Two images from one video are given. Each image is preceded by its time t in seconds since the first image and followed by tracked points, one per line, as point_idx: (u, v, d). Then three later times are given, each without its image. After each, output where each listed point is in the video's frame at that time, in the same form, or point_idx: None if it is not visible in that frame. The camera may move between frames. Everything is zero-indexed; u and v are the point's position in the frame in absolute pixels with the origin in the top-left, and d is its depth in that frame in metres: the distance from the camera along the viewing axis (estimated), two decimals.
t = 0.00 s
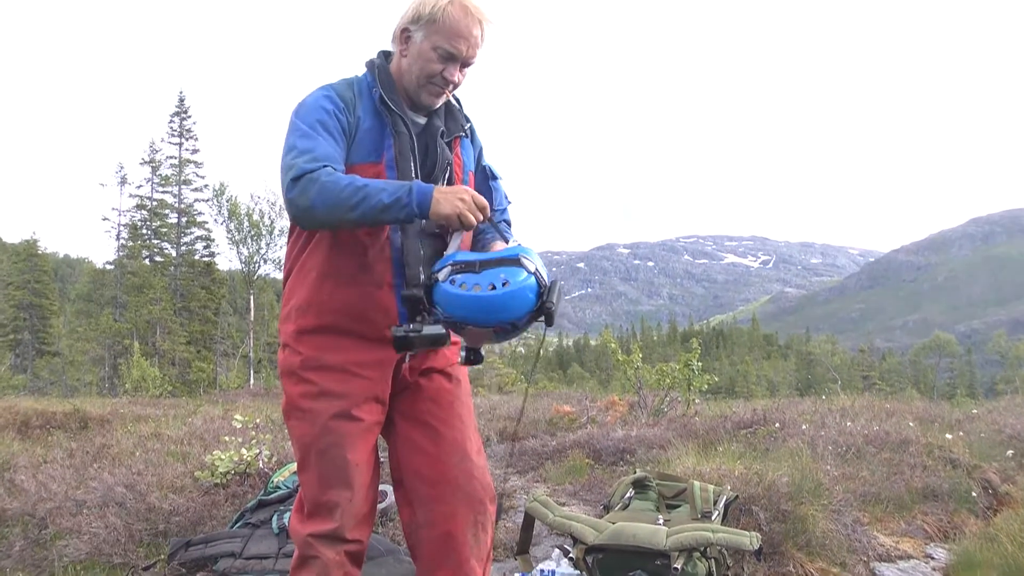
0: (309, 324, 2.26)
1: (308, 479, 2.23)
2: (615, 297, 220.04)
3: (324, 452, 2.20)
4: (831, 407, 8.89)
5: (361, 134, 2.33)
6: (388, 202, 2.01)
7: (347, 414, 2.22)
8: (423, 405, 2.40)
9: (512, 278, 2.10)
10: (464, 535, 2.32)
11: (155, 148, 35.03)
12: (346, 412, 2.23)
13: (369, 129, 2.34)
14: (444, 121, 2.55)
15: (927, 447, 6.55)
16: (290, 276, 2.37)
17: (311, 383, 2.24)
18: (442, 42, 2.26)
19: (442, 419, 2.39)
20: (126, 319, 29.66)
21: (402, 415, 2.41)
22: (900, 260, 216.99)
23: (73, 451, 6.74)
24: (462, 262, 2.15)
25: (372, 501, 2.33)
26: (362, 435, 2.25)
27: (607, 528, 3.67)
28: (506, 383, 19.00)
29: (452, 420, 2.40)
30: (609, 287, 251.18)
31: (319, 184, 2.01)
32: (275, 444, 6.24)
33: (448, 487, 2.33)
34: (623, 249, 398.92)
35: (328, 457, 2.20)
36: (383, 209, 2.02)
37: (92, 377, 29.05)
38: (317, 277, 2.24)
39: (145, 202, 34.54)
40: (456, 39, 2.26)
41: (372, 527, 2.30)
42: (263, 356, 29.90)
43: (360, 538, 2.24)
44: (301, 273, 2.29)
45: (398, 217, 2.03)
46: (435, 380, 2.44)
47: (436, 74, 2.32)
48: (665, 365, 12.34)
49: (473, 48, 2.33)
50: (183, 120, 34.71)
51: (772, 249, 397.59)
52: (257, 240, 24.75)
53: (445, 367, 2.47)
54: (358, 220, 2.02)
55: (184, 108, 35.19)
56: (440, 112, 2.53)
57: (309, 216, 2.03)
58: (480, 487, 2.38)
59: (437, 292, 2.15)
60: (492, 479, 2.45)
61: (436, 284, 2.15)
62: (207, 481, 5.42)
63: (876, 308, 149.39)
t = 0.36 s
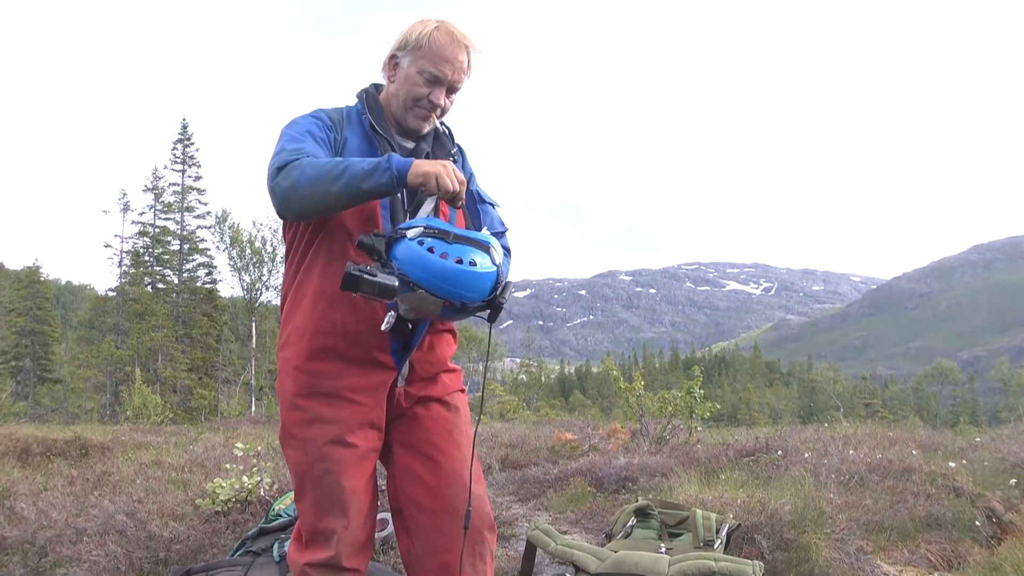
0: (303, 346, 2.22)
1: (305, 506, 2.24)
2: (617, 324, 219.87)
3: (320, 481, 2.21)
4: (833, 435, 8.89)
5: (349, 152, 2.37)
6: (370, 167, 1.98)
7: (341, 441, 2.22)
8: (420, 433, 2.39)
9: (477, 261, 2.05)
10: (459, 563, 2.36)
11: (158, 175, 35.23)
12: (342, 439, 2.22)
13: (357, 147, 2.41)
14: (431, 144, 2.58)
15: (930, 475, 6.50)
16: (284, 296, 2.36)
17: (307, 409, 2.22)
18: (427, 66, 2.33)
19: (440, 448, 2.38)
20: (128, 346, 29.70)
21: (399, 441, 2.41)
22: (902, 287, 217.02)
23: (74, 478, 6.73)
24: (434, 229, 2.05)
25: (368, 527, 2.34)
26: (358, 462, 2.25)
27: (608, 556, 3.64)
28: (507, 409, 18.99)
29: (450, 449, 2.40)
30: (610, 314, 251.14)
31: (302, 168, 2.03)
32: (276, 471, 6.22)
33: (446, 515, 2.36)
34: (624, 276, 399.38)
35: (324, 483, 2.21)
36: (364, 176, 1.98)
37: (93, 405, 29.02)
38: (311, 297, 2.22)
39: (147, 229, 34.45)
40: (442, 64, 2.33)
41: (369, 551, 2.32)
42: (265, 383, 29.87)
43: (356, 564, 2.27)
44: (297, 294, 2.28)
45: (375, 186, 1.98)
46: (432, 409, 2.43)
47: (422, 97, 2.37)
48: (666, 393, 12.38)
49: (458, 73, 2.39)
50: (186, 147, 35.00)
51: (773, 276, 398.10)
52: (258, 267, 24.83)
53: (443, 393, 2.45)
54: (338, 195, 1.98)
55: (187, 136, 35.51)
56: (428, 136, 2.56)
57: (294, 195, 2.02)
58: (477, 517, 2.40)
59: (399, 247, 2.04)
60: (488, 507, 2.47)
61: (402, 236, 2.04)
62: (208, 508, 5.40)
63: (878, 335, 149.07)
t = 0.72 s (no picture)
0: (287, 351, 2.20)
1: (291, 511, 2.22)
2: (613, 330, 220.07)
3: (304, 486, 2.17)
4: (828, 440, 8.92)
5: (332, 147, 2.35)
6: (352, 138, 1.98)
7: (323, 447, 2.16)
8: (405, 438, 2.31)
9: (476, 223, 2.09)
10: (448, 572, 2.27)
11: (153, 181, 35.17)
12: (325, 442, 2.17)
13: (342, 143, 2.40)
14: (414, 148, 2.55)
15: (925, 480, 6.51)
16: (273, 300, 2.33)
17: (290, 414, 2.18)
18: (410, 71, 2.35)
19: (425, 453, 2.30)
20: (122, 352, 29.63)
21: (385, 448, 2.33)
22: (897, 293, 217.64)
23: (68, 483, 6.72)
24: (428, 198, 2.08)
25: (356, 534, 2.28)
26: (342, 467, 2.19)
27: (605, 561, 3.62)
28: (503, 414, 18.98)
29: (436, 455, 2.31)
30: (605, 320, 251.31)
31: (285, 142, 2.07)
32: (272, 477, 6.21)
33: (432, 523, 2.27)
34: (619, 281, 399.68)
35: (307, 490, 2.16)
36: (346, 145, 1.98)
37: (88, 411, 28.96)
38: (297, 299, 2.20)
39: (142, 235, 34.30)
40: (425, 68, 2.35)
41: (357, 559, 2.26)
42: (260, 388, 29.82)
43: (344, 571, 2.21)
44: (283, 297, 2.25)
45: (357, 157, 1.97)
46: (419, 414, 2.34)
47: (405, 101, 2.37)
48: (660, 398, 12.40)
49: (441, 78, 2.41)
50: (182, 153, 34.97)
51: (769, 281, 398.92)
52: (254, 272, 24.82)
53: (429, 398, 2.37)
54: (323, 162, 1.99)
55: (182, 141, 35.48)
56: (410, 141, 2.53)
57: (276, 166, 2.06)
58: (465, 524, 2.30)
59: (396, 220, 2.04)
60: (479, 514, 2.37)
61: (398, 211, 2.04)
62: (203, 514, 5.39)
63: (874, 341, 149.39)
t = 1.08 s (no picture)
0: (283, 348, 2.19)
1: (288, 509, 2.21)
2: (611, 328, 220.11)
3: (301, 484, 2.16)
4: (827, 439, 8.91)
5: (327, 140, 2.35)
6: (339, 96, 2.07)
7: (320, 444, 2.15)
8: (400, 436, 2.29)
9: (477, 172, 2.14)
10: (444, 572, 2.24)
11: (152, 180, 35.08)
12: (319, 440, 2.15)
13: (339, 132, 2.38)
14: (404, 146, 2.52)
15: (924, 480, 6.51)
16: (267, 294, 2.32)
17: (286, 411, 2.17)
18: (398, 67, 2.35)
19: (419, 452, 2.28)
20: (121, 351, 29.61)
21: (380, 447, 2.30)
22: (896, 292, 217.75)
23: (67, 483, 6.71)
24: (426, 163, 2.14)
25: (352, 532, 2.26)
26: (338, 465, 2.17)
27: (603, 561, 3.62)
28: (501, 414, 18.98)
29: (430, 454, 2.28)
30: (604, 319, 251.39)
31: (270, 107, 2.14)
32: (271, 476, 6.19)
33: (428, 521, 2.25)
34: (618, 280, 399.65)
35: (303, 488, 2.15)
36: (334, 101, 2.06)
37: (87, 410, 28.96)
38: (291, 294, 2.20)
39: (140, 233, 34.13)
40: (411, 64, 2.35)
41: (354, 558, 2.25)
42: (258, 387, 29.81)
43: (341, 569, 2.20)
44: (277, 293, 2.24)
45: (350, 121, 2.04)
46: (413, 411, 2.32)
47: (393, 98, 2.36)
48: (659, 398, 12.40)
49: (430, 74, 2.41)
50: (181, 152, 34.90)
51: (767, 280, 398.98)
52: (252, 272, 24.79)
53: (424, 396, 2.34)
54: (310, 118, 2.05)
55: (181, 140, 35.40)
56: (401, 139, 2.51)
57: (265, 124, 2.09)
58: (460, 523, 2.28)
59: (404, 195, 2.11)
60: (475, 513, 2.34)
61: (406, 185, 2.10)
62: (202, 513, 5.38)
63: (873, 340, 149.47)
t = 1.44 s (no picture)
0: (271, 346, 2.19)
1: (277, 507, 2.21)
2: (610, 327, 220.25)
3: (289, 480, 2.16)
4: (826, 438, 8.90)
5: (326, 136, 2.35)
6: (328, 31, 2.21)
7: (308, 441, 2.14)
8: (387, 435, 2.25)
9: (470, 50, 2.27)
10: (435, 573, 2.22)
11: (150, 179, 35.03)
12: (307, 439, 2.15)
13: (336, 127, 2.38)
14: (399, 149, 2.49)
15: (923, 478, 6.50)
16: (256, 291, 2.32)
17: (274, 409, 2.17)
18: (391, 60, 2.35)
19: (407, 452, 2.24)
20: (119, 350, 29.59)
21: (367, 447, 2.28)
22: (895, 290, 217.73)
23: (66, 481, 6.71)
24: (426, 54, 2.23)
25: (340, 531, 2.25)
26: (325, 462, 2.17)
27: (602, 560, 3.60)
28: (500, 412, 18.99)
29: (418, 453, 2.25)
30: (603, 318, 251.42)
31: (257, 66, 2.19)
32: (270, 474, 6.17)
33: (416, 522, 2.22)
34: (617, 279, 399.58)
35: (291, 484, 2.16)
36: (321, 37, 2.21)
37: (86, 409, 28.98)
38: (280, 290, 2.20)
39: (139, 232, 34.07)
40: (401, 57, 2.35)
41: (343, 557, 2.25)
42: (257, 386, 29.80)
43: (329, 568, 2.20)
44: (267, 292, 2.23)
45: (345, 42, 2.22)
46: (402, 411, 2.29)
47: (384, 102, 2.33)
48: (656, 397, 12.38)
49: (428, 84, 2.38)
50: (179, 151, 34.84)
51: (766, 279, 399.12)
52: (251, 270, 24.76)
53: (412, 395, 2.31)
54: (306, 50, 2.18)
55: (179, 139, 35.33)
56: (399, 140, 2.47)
57: (255, 77, 2.13)
58: (450, 523, 2.24)
59: (416, 81, 2.17)
60: (465, 513, 2.31)
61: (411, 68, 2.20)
62: (201, 511, 5.36)
63: (871, 339, 149.54)
